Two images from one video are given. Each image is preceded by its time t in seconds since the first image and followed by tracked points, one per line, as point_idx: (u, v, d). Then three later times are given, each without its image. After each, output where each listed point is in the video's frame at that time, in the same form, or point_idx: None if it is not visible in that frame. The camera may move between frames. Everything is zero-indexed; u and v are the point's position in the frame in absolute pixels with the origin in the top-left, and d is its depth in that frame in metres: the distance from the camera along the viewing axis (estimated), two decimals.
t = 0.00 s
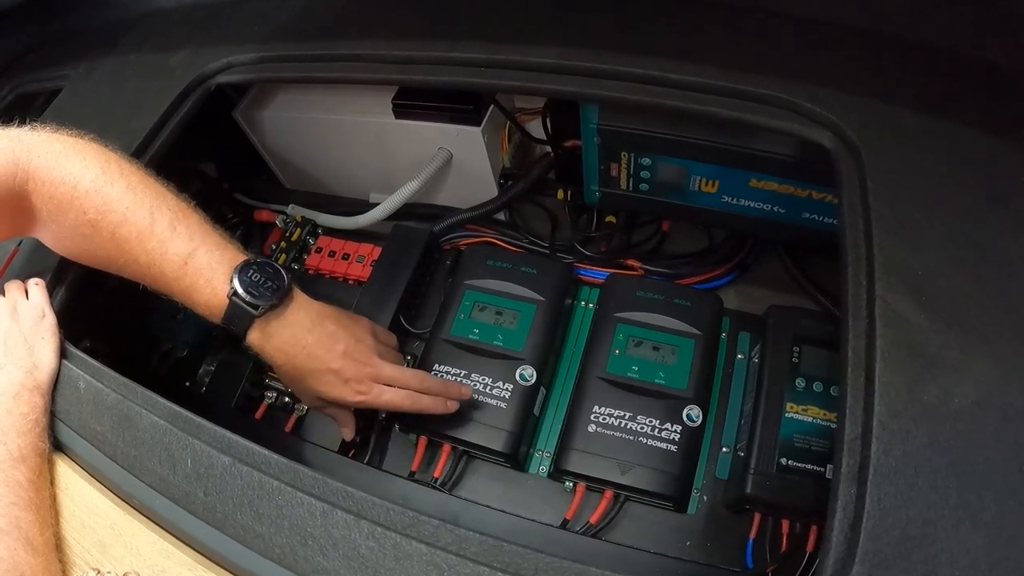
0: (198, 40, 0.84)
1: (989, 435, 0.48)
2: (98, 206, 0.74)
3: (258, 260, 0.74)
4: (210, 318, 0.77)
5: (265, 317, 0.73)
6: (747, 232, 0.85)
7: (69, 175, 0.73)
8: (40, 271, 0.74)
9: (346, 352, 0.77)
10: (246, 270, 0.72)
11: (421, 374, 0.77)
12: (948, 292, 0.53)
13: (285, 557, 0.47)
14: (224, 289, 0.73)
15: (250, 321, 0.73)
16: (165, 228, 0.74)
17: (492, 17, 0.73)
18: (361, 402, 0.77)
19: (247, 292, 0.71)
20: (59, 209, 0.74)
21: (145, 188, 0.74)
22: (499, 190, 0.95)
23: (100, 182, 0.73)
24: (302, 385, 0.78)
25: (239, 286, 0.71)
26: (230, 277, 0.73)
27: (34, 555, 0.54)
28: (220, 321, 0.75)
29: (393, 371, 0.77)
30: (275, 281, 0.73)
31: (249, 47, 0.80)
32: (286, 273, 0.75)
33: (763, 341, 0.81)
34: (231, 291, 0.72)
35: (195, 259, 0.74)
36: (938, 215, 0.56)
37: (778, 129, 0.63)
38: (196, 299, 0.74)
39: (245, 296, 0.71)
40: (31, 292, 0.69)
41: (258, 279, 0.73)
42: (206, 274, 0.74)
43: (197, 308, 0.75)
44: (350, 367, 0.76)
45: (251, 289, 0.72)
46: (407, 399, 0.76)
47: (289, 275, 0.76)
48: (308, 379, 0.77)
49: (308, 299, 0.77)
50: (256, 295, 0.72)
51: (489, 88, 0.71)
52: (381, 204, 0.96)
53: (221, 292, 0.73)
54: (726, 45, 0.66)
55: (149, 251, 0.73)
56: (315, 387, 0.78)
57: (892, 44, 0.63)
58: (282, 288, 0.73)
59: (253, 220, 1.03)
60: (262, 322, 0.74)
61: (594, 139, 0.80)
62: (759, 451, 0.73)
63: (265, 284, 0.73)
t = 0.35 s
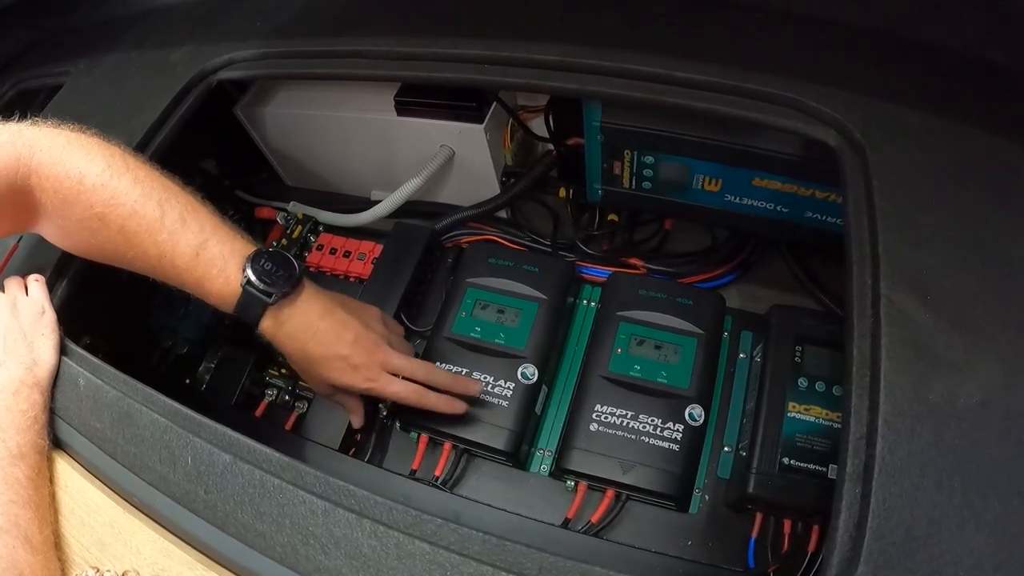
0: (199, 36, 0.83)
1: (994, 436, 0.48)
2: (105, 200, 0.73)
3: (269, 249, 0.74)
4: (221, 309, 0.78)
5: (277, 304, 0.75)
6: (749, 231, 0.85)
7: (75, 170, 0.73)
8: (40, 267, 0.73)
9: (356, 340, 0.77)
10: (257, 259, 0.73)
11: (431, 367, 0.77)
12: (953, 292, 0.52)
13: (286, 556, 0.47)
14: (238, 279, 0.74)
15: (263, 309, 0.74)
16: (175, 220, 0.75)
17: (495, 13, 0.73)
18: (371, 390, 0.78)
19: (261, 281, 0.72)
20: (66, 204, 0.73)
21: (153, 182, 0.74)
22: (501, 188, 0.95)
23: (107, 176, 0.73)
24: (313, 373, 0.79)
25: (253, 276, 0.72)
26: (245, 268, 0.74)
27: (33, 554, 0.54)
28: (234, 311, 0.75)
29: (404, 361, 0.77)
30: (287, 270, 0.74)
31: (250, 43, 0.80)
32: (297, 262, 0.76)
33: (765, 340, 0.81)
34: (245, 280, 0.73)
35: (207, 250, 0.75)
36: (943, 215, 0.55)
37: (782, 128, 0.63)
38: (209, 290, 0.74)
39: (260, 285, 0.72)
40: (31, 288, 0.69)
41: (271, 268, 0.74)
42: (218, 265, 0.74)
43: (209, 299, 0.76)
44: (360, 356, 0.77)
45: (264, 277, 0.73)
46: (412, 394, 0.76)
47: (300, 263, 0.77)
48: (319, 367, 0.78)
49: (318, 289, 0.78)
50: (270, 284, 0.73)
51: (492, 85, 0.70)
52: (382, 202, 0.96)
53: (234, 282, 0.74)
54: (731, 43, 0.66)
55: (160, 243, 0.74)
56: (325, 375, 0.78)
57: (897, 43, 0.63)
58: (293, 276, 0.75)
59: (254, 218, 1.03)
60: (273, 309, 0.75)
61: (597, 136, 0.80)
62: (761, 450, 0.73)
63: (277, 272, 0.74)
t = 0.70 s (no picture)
0: (200, 36, 0.83)
1: (996, 437, 0.48)
2: (102, 201, 0.74)
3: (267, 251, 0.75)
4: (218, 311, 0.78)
5: (274, 306, 0.75)
6: (751, 231, 0.85)
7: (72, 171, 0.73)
8: (40, 267, 0.73)
9: (356, 340, 0.77)
10: (255, 261, 0.73)
11: (433, 368, 0.76)
12: (954, 293, 0.52)
13: (288, 557, 0.47)
14: (234, 281, 0.74)
15: (260, 311, 0.74)
16: (171, 222, 0.75)
17: (496, 14, 0.73)
18: (373, 391, 0.77)
19: (258, 282, 0.72)
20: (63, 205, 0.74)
21: (150, 182, 0.74)
22: (502, 189, 0.95)
23: (104, 178, 0.73)
24: (315, 376, 0.79)
25: (249, 277, 0.72)
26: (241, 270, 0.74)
27: (34, 555, 0.54)
28: (229, 313, 0.76)
29: (405, 361, 0.77)
30: (284, 272, 0.74)
31: (251, 44, 0.80)
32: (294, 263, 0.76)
33: (766, 341, 0.81)
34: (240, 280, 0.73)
35: (203, 251, 0.75)
36: (944, 216, 0.55)
37: (783, 129, 0.63)
38: (205, 291, 0.74)
39: (256, 286, 0.72)
40: (32, 288, 0.69)
41: (269, 269, 0.74)
42: (214, 266, 0.74)
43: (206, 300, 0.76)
44: (360, 356, 0.76)
45: (261, 278, 0.72)
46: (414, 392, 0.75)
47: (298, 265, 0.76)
48: (320, 370, 0.78)
49: (317, 290, 0.79)
50: (266, 285, 0.73)
51: (493, 86, 0.70)
52: (383, 203, 0.96)
53: (231, 284, 0.74)
54: (732, 44, 0.66)
55: (157, 245, 0.74)
56: (327, 377, 0.78)
57: (898, 43, 0.63)
58: (290, 278, 0.75)
59: (256, 218, 1.03)
60: (271, 312, 0.75)
61: (598, 137, 0.80)
62: (762, 451, 0.73)
63: (275, 274, 0.74)
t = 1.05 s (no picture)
0: (201, 36, 0.83)
1: (996, 439, 0.48)
2: (113, 208, 0.69)
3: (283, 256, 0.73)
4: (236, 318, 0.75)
5: (296, 307, 0.73)
6: (751, 232, 0.85)
7: (79, 178, 0.69)
8: (41, 267, 0.73)
9: (366, 342, 0.77)
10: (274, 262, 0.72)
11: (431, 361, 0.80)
12: (955, 294, 0.52)
13: (288, 557, 0.47)
14: (255, 289, 0.71)
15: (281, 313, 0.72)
16: (185, 229, 0.71)
17: (497, 14, 0.73)
18: (380, 390, 0.78)
19: (280, 284, 0.70)
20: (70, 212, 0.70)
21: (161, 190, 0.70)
22: (502, 189, 0.95)
23: (113, 185, 0.69)
24: (323, 378, 0.77)
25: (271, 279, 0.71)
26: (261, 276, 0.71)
27: (33, 555, 0.54)
28: (250, 320, 0.73)
29: (408, 359, 0.79)
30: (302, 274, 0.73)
31: (253, 44, 0.80)
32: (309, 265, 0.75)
33: (766, 342, 0.81)
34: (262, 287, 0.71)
35: (221, 259, 0.71)
36: (944, 217, 0.55)
37: (784, 130, 0.63)
38: (225, 301, 0.71)
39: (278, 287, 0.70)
40: (32, 288, 0.69)
41: (287, 272, 0.72)
42: (232, 275, 0.71)
43: (224, 308, 0.73)
44: (372, 355, 0.77)
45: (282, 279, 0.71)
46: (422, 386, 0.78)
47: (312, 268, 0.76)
48: (331, 373, 0.76)
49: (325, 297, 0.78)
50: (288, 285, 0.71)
51: (494, 86, 0.70)
52: (383, 203, 0.96)
53: (251, 291, 0.71)
54: (733, 45, 0.66)
55: (172, 253, 0.70)
56: (337, 379, 0.77)
57: (899, 45, 0.63)
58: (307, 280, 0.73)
59: (257, 218, 1.03)
60: (291, 316, 0.73)
61: (599, 138, 0.80)
62: (762, 452, 0.73)
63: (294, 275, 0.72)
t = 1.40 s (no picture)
0: (198, 36, 0.83)
1: (994, 440, 0.48)
2: (111, 208, 0.70)
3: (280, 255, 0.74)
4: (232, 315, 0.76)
5: (293, 305, 0.73)
6: (749, 232, 0.85)
7: (75, 179, 0.69)
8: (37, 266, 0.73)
9: (363, 340, 0.77)
10: (272, 260, 0.73)
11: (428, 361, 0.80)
12: (953, 295, 0.52)
13: (282, 557, 0.47)
14: (253, 286, 0.72)
15: (279, 310, 0.73)
16: (183, 228, 0.72)
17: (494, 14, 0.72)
18: (376, 388, 0.78)
19: (277, 282, 0.71)
20: (66, 213, 0.70)
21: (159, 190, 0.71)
22: (500, 189, 0.95)
23: (110, 186, 0.70)
24: (318, 374, 0.77)
25: (269, 277, 0.72)
26: (258, 273, 0.72)
27: (29, 554, 0.54)
28: (246, 316, 0.74)
29: (405, 358, 0.79)
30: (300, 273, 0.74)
31: (251, 43, 0.80)
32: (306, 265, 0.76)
33: (764, 342, 0.81)
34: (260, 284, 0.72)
35: (218, 257, 0.72)
36: (942, 217, 0.55)
37: (782, 130, 0.63)
38: (222, 298, 0.73)
39: (276, 285, 0.71)
40: (29, 287, 0.69)
41: (284, 270, 0.73)
42: (230, 272, 0.72)
43: (221, 305, 0.74)
44: (368, 354, 0.77)
45: (280, 278, 0.72)
46: (418, 386, 0.78)
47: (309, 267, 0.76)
48: (326, 370, 0.77)
49: (324, 295, 0.78)
50: (286, 284, 0.72)
51: (492, 86, 0.70)
52: (381, 203, 0.96)
53: (249, 289, 0.72)
54: (731, 45, 0.65)
55: (169, 253, 0.71)
56: (333, 376, 0.77)
57: (898, 44, 0.63)
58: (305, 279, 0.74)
59: (254, 218, 1.03)
60: (289, 312, 0.74)
61: (597, 137, 0.79)
62: (760, 453, 0.72)
63: (292, 274, 0.73)
